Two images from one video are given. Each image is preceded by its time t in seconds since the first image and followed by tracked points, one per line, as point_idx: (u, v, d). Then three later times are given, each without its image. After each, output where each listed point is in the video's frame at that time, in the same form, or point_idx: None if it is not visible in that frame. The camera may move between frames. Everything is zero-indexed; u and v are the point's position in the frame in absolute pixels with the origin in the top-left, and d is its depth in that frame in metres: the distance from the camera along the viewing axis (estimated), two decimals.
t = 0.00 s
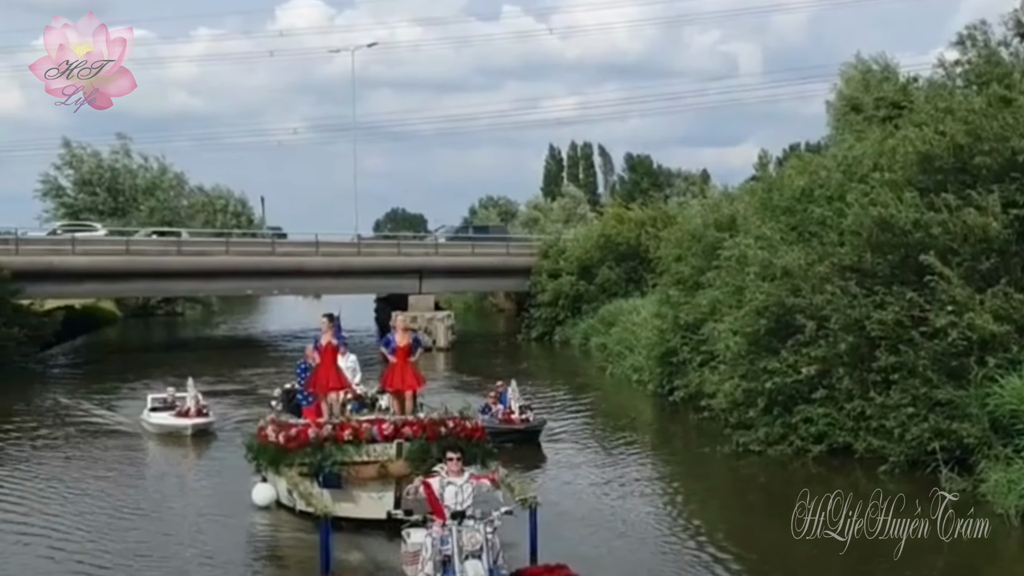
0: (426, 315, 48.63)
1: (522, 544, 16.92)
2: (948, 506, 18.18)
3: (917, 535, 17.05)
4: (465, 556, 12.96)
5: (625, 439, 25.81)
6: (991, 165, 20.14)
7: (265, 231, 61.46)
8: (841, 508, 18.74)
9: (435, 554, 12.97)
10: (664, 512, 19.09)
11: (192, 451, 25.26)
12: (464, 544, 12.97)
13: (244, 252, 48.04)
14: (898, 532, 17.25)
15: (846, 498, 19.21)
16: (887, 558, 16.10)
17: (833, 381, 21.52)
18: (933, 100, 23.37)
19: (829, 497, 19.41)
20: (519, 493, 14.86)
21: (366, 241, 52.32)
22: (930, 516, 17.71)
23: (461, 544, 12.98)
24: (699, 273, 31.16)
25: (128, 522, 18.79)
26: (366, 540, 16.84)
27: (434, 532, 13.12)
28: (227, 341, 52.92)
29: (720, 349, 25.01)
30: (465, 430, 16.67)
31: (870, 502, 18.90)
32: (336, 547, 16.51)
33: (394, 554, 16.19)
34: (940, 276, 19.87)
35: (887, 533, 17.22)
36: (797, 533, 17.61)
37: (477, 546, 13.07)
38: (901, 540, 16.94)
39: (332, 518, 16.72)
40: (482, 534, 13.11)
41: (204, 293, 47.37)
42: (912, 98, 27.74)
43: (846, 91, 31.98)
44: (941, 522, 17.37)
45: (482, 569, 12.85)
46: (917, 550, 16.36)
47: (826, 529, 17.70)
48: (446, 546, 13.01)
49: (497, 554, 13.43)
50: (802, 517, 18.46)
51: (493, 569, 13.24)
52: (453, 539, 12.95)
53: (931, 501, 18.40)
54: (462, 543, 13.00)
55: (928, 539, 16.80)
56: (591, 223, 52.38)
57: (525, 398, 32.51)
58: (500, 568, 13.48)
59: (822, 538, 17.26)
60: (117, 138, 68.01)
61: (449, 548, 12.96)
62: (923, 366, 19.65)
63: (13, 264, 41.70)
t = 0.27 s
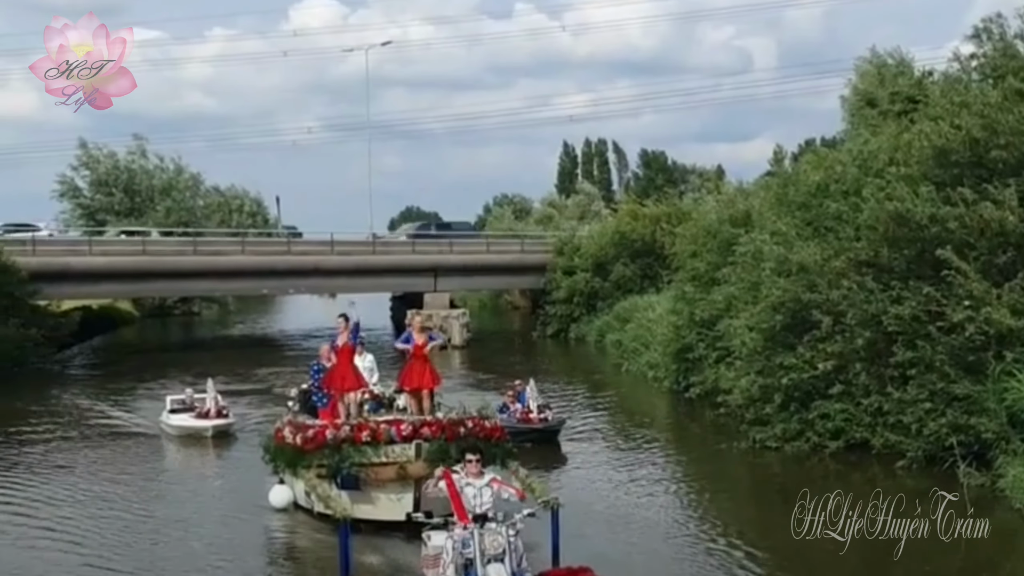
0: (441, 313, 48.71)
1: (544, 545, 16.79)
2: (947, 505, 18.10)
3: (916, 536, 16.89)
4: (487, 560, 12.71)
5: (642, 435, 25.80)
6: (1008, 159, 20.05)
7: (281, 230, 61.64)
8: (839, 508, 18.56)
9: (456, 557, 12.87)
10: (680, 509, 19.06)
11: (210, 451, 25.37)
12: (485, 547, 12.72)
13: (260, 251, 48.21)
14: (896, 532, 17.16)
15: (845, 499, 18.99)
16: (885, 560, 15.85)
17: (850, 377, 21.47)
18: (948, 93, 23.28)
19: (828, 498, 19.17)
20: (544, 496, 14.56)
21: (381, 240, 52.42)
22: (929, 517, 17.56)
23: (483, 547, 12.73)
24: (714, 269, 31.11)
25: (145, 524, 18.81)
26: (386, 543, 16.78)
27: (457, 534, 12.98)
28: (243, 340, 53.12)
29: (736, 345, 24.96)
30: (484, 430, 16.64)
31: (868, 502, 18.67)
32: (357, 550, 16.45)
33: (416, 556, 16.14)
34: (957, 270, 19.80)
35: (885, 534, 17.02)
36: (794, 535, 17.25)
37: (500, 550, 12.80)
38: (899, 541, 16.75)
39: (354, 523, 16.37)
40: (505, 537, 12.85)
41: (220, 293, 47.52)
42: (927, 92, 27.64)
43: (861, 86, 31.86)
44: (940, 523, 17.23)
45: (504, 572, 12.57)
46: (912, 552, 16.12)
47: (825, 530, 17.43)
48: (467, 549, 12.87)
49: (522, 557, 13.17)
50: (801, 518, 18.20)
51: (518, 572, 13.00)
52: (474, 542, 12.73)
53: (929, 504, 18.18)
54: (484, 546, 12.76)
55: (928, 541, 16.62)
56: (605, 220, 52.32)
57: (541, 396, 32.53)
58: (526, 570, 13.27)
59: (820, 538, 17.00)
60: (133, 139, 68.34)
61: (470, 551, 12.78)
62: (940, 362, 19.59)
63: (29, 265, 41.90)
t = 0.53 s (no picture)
0: (460, 312, 48.79)
1: (567, 548, 16.61)
2: (949, 504, 18.03)
3: (917, 535, 16.76)
4: (512, 564, 12.66)
5: (661, 433, 25.78)
6: None
7: (299, 231, 61.86)
8: (840, 508, 18.41)
9: (481, 561, 12.84)
10: (700, 506, 19.01)
11: (230, 452, 25.47)
12: (510, 551, 12.69)
13: (278, 251, 48.40)
14: (895, 532, 16.98)
15: (845, 499, 18.84)
16: (888, 558, 15.76)
17: (870, 372, 21.41)
18: (966, 87, 23.19)
19: (828, 497, 18.99)
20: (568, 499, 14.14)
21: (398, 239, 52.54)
22: (929, 516, 17.45)
23: (508, 552, 12.70)
24: (733, 266, 31.05)
25: (164, 527, 18.71)
26: (406, 543, 16.50)
27: (482, 538, 12.97)
28: (263, 340, 53.35)
29: (755, 342, 24.92)
30: (507, 431, 16.25)
31: (870, 502, 18.53)
32: (378, 554, 16.08)
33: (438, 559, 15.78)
34: (977, 264, 19.72)
35: (886, 533, 16.90)
36: (796, 533, 17.18)
37: (526, 554, 12.75)
38: (901, 539, 16.64)
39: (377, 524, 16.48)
40: (531, 542, 12.80)
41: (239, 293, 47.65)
42: (946, 86, 27.52)
43: (879, 81, 31.75)
44: (940, 522, 17.14)
45: None
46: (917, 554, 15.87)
47: (825, 530, 17.27)
48: (493, 554, 12.86)
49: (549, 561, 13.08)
50: (802, 517, 18.08)
51: None
52: (499, 546, 12.70)
53: (930, 502, 18.09)
54: (509, 550, 12.71)
55: (930, 540, 16.50)
56: (623, 218, 52.27)
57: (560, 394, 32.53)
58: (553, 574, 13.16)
59: (822, 538, 16.85)
60: (151, 141, 68.76)
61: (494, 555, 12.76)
62: (960, 356, 19.54)
63: (48, 266, 42.12)
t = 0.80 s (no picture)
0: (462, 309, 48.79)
1: (571, 552, 16.38)
2: (949, 504, 18.10)
3: (916, 534, 16.83)
4: (518, 569, 12.53)
5: (662, 433, 25.79)
6: None
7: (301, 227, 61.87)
8: (840, 508, 18.45)
9: (486, 565, 12.65)
10: (700, 508, 18.97)
11: (230, 449, 25.46)
12: (517, 556, 12.54)
13: (280, 247, 48.42)
14: (898, 530, 17.10)
15: (845, 498, 18.90)
16: (888, 559, 15.83)
17: (871, 374, 21.45)
18: (970, 90, 23.19)
19: (828, 497, 19.08)
20: (573, 500, 13.75)
21: (401, 237, 52.55)
22: (929, 516, 17.51)
23: (514, 556, 12.55)
24: (735, 267, 31.04)
25: (164, 526, 18.65)
26: (409, 544, 16.41)
27: (486, 542, 12.81)
28: (264, 336, 53.37)
29: (757, 343, 24.95)
30: (512, 432, 16.22)
31: (870, 501, 18.58)
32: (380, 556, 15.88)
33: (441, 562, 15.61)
34: (979, 268, 19.75)
35: (886, 533, 16.96)
36: (796, 533, 17.27)
37: (532, 559, 12.63)
38: (900, 539, 16.72)
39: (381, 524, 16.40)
40: (537, 547, 12.68)
41: (241, 289, 47.68)
42: (950, 89, 27.52)
43: (883, 82, 31.73)
44: (939, 522, 17.19)
45: None
46: (915, 553, 15.99)
47: (825, 529, 17.33)
48: (498, 558, 12.66)
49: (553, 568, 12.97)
50: (802, 517, 18.13)
51: None
52: (505, 550, 12.54)
53: (930, 503, 18.15)
54: (515, 555, 12.56)
55: (930, 540, 16.59)
56: (625, 218, 52.25)
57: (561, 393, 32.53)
58: None
59: (822, 537, 16.91)
60: (154, 136, 68.80)
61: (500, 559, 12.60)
62: (961, 359, 19.59)
63: (49, 261, 42.21)
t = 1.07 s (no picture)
0: (463, 305, 48.84)
1: (583, 549, 16.09)
2: (951, 504, 17.93)
3: (916, 535, 16.69)
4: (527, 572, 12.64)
5: (663, 429, 25.81)
6: None
7: (302, 223, 61.89)
8: (841, 507, 18.25)
9: (495, 569, 12.70)
10: (703, 503, 18.99)
11: (232, 447, 25.50)
12: (526, 560, 12.65)
13: (282, 243, 48.44)
14: (897, 531, 16.94)
15: (845, 499, 18.68)
16: (888, 558, 15.70)
17: (873, 369, 21.44)
18: (971, 85, 23.16)
19: (829, 497, 18.85)
20: (581, 502, 13.89)
21: (401, 233, 52.58)
22: (930, 516, 17.37)
23: (524, 560, 12.66)
24: (736, 262, 31.04)
25: (166, 526, 18.58)
26: (413, 544, 16.31)
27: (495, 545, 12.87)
28: (265, 332, 53.42)
29: (758, 338, 24.95)
30: (517, 431, 15.97)
31: (870, 502, 18.44)
32: (385, 557, 15.80)
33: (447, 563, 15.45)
34: (980, 263, 19.72)
35: (886, 534, 16.77)
36: (797, 533, 17.01)
37: (542, 562, 12.73)
38: (899, 540, 16.49)
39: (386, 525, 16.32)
40: (547, 550, 12.76)
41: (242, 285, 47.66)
42: (951, 84, 27.50)
43: (884, 78, 31.72)
44: (940, 523, 17.06)
45: None
46: (916, 550, 15.94)
47: (825, 529, 17.10)
48: (507, 561, 12.71)
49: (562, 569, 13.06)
50: (802, 518, 17.81)
51: None
52: (514, 554, 12.65)
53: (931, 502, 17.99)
54: (525, 558, 12.67)
55: (930, 540, 16.41)
56: (626, 213, 52.24)
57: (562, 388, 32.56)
58: None
59: (821, 538, 16.68)
60: (154, 132, 68.80)
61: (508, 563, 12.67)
62: (962, 355, 19.57)
63: (50, 257, 42.20)
